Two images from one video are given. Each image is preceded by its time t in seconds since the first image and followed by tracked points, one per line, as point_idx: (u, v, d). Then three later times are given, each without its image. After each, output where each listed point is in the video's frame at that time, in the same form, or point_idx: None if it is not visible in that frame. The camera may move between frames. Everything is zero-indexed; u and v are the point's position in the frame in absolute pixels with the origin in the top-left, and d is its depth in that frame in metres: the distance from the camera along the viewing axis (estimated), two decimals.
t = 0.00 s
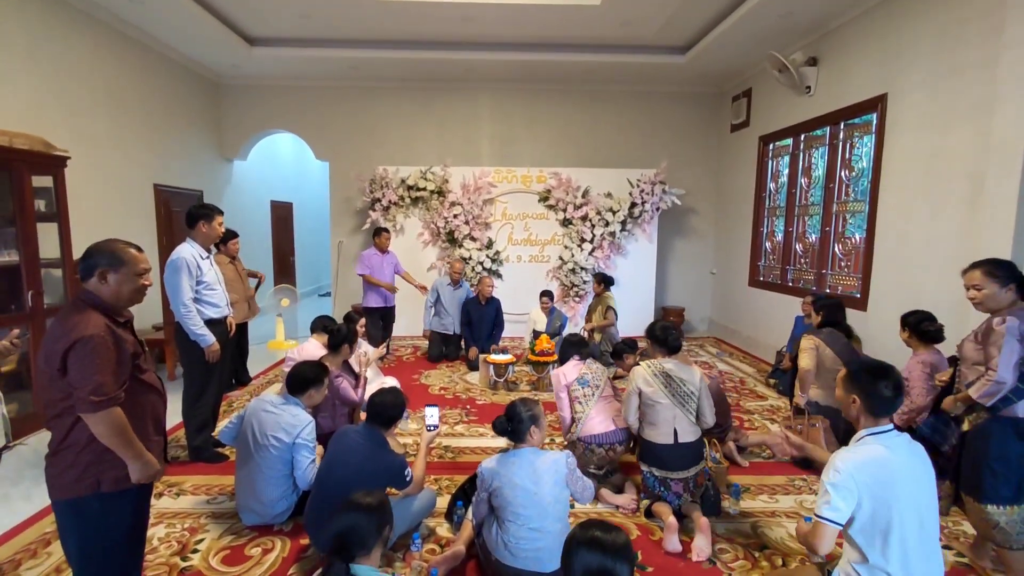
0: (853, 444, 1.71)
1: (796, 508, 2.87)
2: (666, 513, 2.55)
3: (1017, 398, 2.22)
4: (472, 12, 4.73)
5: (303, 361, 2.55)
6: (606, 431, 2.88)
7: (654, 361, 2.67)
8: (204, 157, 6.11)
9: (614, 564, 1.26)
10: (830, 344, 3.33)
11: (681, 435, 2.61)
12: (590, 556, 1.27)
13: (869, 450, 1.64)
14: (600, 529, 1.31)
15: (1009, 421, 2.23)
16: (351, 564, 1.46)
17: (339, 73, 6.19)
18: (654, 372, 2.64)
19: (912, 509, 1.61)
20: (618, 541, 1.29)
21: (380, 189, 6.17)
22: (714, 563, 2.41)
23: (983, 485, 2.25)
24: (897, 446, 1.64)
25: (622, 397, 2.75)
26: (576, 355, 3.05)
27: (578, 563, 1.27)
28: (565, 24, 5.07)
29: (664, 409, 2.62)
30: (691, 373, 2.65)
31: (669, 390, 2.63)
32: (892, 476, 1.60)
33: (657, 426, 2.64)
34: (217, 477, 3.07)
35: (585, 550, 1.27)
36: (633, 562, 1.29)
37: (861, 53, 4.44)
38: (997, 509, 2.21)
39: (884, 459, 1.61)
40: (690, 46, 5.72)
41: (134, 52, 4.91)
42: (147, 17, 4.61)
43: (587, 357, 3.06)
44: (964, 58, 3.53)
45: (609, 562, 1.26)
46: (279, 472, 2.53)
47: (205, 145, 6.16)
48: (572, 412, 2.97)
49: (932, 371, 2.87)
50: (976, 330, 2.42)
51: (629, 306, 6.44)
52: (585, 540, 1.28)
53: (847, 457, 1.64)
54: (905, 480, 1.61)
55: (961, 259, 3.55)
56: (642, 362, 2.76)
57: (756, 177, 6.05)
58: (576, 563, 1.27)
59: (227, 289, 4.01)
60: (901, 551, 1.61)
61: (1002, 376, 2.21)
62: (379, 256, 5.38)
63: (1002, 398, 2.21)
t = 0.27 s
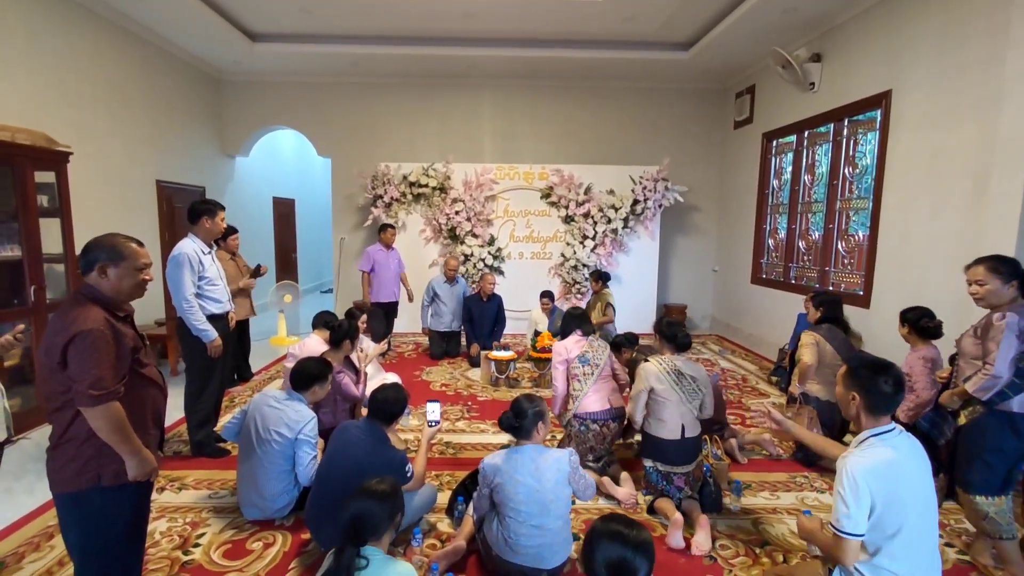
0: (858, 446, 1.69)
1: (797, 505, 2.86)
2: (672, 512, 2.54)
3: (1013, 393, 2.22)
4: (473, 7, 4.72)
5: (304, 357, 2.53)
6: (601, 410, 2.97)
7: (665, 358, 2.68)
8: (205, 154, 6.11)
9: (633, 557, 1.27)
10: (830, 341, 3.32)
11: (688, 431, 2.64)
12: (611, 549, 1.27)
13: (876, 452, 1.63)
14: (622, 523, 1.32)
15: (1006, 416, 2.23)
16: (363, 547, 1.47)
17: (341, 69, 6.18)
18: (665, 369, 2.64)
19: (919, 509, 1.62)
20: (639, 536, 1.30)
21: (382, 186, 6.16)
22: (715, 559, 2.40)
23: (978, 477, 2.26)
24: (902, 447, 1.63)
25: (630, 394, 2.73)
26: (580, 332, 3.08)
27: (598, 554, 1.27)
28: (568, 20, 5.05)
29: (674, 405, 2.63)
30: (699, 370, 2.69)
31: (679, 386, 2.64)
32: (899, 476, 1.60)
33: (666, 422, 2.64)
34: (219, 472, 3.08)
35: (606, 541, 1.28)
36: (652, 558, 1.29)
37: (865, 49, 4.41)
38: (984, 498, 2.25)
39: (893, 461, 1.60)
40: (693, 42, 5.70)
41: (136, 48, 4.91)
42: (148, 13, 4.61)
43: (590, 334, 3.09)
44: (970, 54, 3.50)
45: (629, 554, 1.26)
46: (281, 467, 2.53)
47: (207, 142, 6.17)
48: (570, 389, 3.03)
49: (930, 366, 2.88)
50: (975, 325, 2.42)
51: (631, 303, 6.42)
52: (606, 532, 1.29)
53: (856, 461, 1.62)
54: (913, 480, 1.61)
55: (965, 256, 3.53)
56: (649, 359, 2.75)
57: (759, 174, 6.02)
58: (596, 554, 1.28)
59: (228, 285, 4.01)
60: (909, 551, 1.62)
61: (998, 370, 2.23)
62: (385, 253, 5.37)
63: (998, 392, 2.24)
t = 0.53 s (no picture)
0: (861, 446, 1.68)
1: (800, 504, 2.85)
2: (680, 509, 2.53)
3: (1008, 389, 2.22)
4: (476, 4, 4.70)
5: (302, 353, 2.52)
6: (600, 400, 3.03)
7: (680, 354, 2.66)
8: (208, 151, 6.11)
9: (648, 548, 1.26)
10: (840, 337, 3.29)
11: (698, 426, 2.65)
12: (624, 541, 1.28)
13: (879, 452, 1.62)
14: (638, 516, 1.32)
15: (1006, 414, 2.24)
16: (369, 535, 1.47)
17: (343, 66, 6.17)
18: (681, 365, 2.63)
19: (922, 511, 1.60)
20: (654, 528, 1.29)
21: (384, 183, 6.15)
22: (718, 558, 2.39)
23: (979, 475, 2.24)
24: (905, 446, 1.62)
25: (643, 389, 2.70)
26: (588, 320, 3.07)
27: (613, 546, 1.28)
28: (571, 17, 5.03)
29: (686, 400, 2.63)
30: (709, 365, 2.71)
31: (692, 381, 2.64)
32: (901, 478, 1.58)
33: (676, 416, 2.65)
34: (221, 469, 3.08)
35: (621, 533, 1.28)
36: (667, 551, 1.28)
37: (870, 46, 4.38)
38: (962, 483, 2.25)
39: (894, 460, 1.59)
40: (697, 39, 5.67)
41: (139, 46, 4.91)
42: (152, 10, 4.61)
43: (598, 323, 3.06)
44: (976, 50, 3.47)
45: (643, 545, 1.26)
46: (283, 462, 2.53)
47: (210, 139, 6.17)
48: (572, 376, 3.05)
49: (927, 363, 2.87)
50: (975, 322, 2.42)
51: (634, 302, 6.41)
52: (620, 524, 1.30)
53: (856, 461, 1.61)
54: (916, 482, 1.59)
55: (971, 254, 3.50)
56: (663, 354, 2.73)
57: (763, 172, 6.00)
58: (611, 545, 1.28)
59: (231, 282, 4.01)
60: (911, 553, 1.61)
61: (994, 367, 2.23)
62: (388, 249, 5.37)
63: (993, 388, 2.24)
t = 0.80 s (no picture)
0: (867, 439, 1.68)
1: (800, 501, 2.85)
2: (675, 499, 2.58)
3: (992, 385, 2.26)
4: None
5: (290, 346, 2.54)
6: (603, 394, 3.08)
7: (682, 348, 2.67)
8: (208, 148, 6.10)
9: (636, 539, 1.29)
10: (835, 331, 3.35)
11: (699, 420, 2.66)
12: (613, 533, 1.30)
13: (884, 446, 1.61)
14: (626, 509, 1.35)
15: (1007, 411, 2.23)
16: (366, 529, 1.47)
17: (343, 63, 6.15)
18: (683, 359, 2.64)
19: (924, 506, 1.59)
20: (639, 519, 1.33)
21: (384, 180, 6.14)
22: (717, 554, 2.39)
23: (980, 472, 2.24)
24: (910, 441, 1.61)
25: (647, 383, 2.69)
26: (599, 313, 3.07)
27: (601, 539, 1.31)
28: (572, 13, 5.01)
29: (688, 395, 2.64)
30: (711, 360, 2.71)
31: (694, 376, 2.65)
32: (905, 472, 1.58)
33: (678, 411, 2.66)
34: (221, 465, 3.08)
35: (610, 526, 1.31)
36: (654, 542, 1.31)
37: (872, 42, 4.37)
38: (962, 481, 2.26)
39: (898, 455, 1.59)
40: (698, 35, 5.64)
41: (139, 42, 4.89)
42: (151, 6, 4.60)
43: (610, 318, 3.07)
44: (979, 46, 3.45)
45: (631, 537, 1.29)
46: (282, 458, 2.53)
47: (210, 136, 6.16)
48: (579, 370, 3.08)
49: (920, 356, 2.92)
50: (962, 318, 2.44)
51: (634, 299, 6.40)
52: (609, 517, 1.33)
53: (861, 454, 1.61)
54: (920, 478, 1.59)
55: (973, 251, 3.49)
56: (665, 348, 2.74)
57: (763, 169, 5.98)
58: (600, 538, 1.31)
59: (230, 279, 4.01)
60: (911, 547, 1.61)
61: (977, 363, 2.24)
62: (387, 246, 5.38)
63: (976, 383, 2.27)
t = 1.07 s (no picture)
0: (869, 427, 1.69)
1: (795, 495, 2.87)
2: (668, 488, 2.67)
3: (959, 376, 2.38)
4: None
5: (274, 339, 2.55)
6: (600, 387, 3.12)
7: (667, 342, 2.68)
8: (203, 144, 6.07)
9: (613, 533, 1.32)
10: (812, 325, 3.47)
11: (686, 413, 2.70)
12: (589, 528, 1.33)
13: (885, 436, 1.62)
14: (602, 503, 1.38)
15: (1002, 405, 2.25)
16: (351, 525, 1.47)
17: (339, 58, 6.12)
18: (667, 353, 2.66)
19: (921, 496, 1.60)
20: (616, 513, 1.35)
21: (381, 176, 6.12)
22: (712, 548, 2.41)
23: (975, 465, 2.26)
24: (910, 432, 1.62)
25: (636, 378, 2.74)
26: (602, 305, 3.06)
27: (578, 534, 1.34)
28: (569, 8, 5.00)
29: (676, 389, 2.68)
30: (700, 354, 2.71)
31: (681, 370, 2.68)
32: (904, 462, 1.59)
33: (666, 404, 2.71)
34: (216, 462, 3.08)
35: (585, 520, 1.34)
36: (633, 534, 1.34)
37: (869, 38, 4.37)
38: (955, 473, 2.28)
39: (898, 444, 1.60)
40: (695, 31, 5.64)
41: (133, 37, 4.86)
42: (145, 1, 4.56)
43: (616, 311, 3.07)
44: (976, 42, 3.46)
45: (606, 530, 1.32)
46: (278, 452, 2.53)
47: (206, 132, 6.12)
48: (582, 363, 3.10)
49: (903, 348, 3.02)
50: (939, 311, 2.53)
51: (631, 295, 6.41)
52: (585, 512, 1.36)
53: (863, 443, 1.62)
54: (918, 468, 1.59)
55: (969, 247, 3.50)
56: (652, 342, 2.77)
57: (760, 165, 5.99)
58: (577, 532, 1.34)
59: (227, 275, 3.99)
60: (906, 535, 1.62)
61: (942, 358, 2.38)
62: (383, 242, 5.38)
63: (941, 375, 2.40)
